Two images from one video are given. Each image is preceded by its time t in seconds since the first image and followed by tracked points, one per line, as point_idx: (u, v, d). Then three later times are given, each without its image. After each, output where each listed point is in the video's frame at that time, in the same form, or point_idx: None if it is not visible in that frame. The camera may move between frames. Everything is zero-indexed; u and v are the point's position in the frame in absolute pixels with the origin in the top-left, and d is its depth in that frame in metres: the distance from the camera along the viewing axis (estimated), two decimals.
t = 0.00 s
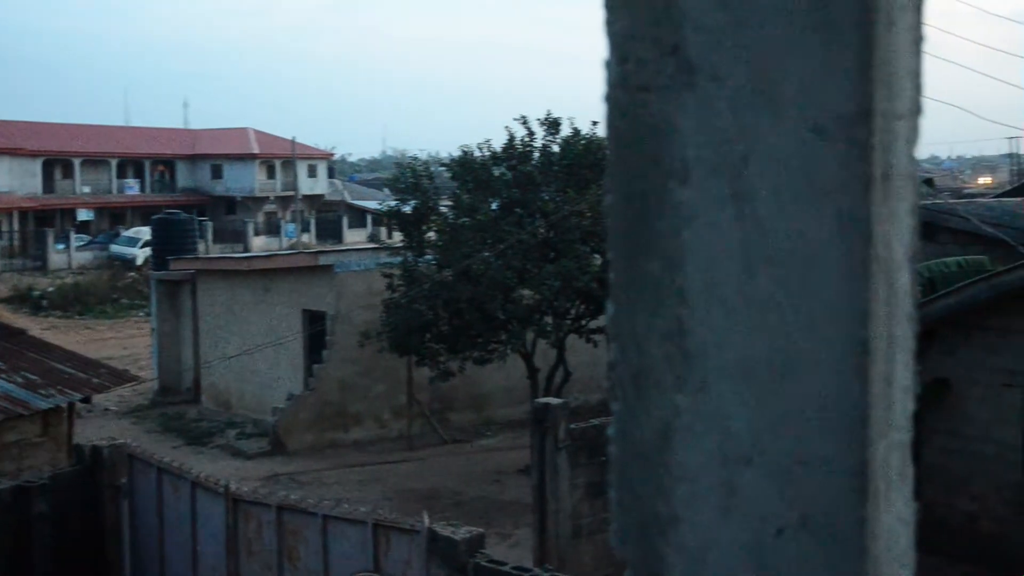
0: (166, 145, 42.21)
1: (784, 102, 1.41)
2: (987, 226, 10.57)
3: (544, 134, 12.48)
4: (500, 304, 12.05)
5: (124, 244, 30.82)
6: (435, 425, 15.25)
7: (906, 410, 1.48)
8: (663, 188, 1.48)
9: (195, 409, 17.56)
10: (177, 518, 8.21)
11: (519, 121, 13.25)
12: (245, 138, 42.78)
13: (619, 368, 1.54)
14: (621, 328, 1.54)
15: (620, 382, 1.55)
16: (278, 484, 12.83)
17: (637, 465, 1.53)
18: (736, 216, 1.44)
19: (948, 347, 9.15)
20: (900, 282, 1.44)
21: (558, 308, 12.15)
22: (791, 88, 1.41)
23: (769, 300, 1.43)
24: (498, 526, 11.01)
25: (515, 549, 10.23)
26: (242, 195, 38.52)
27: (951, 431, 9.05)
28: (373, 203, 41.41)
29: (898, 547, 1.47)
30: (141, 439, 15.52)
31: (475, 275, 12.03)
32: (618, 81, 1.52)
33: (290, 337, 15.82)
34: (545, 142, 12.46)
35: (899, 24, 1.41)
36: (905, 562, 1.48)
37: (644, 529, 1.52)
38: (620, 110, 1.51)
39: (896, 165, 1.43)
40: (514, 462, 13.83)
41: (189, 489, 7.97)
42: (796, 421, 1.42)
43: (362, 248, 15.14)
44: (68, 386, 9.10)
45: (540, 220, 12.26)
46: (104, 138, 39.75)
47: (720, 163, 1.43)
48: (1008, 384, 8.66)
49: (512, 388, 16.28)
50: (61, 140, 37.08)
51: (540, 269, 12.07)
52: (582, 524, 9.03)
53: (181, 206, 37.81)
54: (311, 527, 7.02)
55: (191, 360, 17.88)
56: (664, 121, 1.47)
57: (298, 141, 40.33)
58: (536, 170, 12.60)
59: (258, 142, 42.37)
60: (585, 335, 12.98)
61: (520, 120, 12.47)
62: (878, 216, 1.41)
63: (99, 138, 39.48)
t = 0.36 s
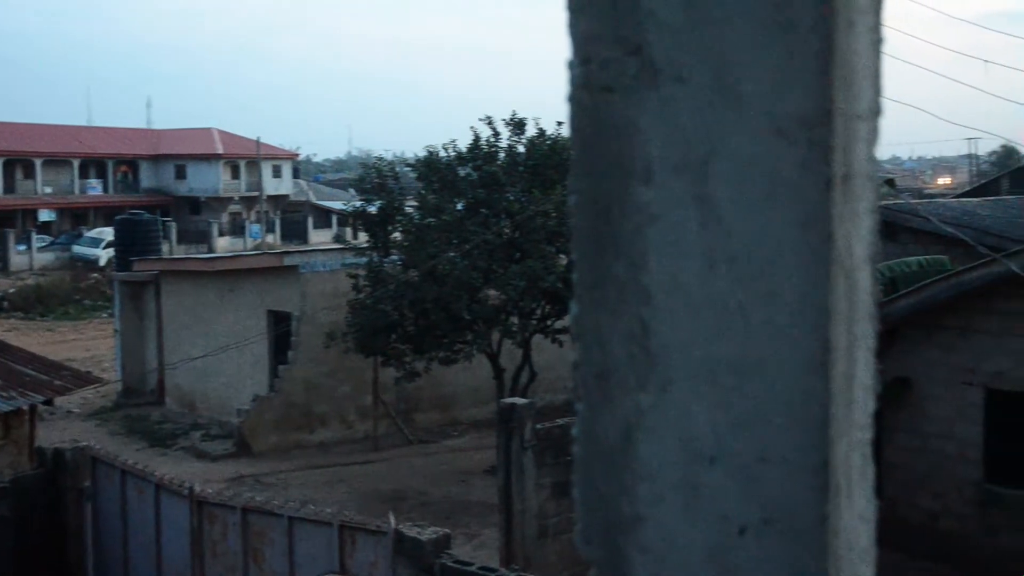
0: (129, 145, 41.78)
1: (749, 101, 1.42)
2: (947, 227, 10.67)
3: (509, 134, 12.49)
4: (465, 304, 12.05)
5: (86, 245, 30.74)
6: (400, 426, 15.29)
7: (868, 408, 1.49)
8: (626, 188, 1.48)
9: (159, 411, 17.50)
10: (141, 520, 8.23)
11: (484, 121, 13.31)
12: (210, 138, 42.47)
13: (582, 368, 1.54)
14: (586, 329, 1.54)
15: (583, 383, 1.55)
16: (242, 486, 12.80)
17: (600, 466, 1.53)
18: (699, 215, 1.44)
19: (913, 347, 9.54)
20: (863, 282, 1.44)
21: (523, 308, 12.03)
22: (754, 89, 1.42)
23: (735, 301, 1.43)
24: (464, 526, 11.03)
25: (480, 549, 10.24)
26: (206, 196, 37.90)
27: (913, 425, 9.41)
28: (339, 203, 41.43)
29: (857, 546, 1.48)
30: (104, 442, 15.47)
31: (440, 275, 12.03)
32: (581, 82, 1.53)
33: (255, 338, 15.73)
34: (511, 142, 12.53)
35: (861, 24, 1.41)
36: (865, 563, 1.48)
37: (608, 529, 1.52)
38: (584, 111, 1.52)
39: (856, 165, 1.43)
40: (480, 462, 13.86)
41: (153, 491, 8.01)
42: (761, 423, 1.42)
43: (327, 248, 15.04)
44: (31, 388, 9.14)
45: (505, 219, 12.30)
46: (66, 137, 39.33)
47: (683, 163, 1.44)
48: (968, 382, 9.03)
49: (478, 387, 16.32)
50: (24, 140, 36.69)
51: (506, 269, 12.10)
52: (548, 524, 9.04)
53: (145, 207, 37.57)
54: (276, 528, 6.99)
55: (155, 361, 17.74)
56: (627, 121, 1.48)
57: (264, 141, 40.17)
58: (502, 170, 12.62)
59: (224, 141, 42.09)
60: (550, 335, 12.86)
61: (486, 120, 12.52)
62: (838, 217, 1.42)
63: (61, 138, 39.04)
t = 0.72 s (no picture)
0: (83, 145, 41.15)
1: (704, 102, 1.42)
2: (899, 227, 10.80)
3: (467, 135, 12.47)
4: (423, 304, 12.07)
5: (42, 246, 30.39)
6: (359, 426, 15.30)
7: (823, 408, 1.49)
8: (581, 189, 1.49)
9: (116, 413, 17.37)
10: (96, 524, 8.16)
11: (441, 121, 13.31)
12: (167, 138, 41.97)
13: (539, 367, 1.55)
14: (541, 329, 1.54)
15: (538, 383, 1.55)
16: (200, 489, 12.74)
17: (555, 466, 1.54)
18: (653, 216, 1.45)
19: (867, 346, 9.43)
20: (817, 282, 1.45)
21: (482, 309, 12.16)
22: (707, 91, 1.42)
23: (688, 302, 1.44)
24: (424, 527, 11.02)
25: (441, 549, 10.23)
26: (162, 196, 37.13)
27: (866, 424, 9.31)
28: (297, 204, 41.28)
29: (812, 544, 1.48)
30: (59, 445, 15.33)
31: (399, 276, 12.04)
32: (536, 83, 1.54)
33: (212, 340, 15.54)
34: (469, 143, 12.49)
35: (812, 26, 1.41)
36: (820, 561, 1.48)
37: (563, 527, 1.53)
38: (539, 112, 1.53)
39: (810, 166, 1.43)
40: (440, 462, 13.92)
41: (109, 494, 7.96)
42: (714, 421, 1.43)
43: (285, 249, 14.86)
44: None
45: (464, 220, 12.30)
46: (20, 136, 38.67)
47: (637, 165, 1.45)
48: (921, 380, 8.95)
49: (437, 387, 16.36)
50: None
51: (465, 269, 12.19)
52: (508, 524, 9.00)
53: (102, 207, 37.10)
54: (234, 531, 6.97)
55: (111, 363, 17.66)
56: (581, 122, 1.49)
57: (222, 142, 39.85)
58: (460, 170, 12.64)
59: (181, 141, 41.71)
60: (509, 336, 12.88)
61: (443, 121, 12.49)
62: (794, 217, 1.42)
63: (14, 137, 38.37)
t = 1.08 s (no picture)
0: (62, 146, 40.82)
1: (681, 101, 1.42)
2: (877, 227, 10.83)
3: (447, 135, 12.43)
4: (404, 304, 12.01)
5: (20, 247, 30.14)
6: (339, 427, 15.22)
7: (799, 407, 1.50)
8: (560, 190, 1.49)
9: (95, 415, 17.30)
10: (74, 526, 8.13)
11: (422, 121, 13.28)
12: (145, 139, 41.69)
13: (519, 367, 1.55)
14: (521, 327, 1.54)
15: (518, 383, 1.56)
16: (178, 490, 12.69)
17: (536, 466, 1.54)
18: (631, 216, 1.45)
19: (845, 345, 9.40)
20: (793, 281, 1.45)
21: (462, 309, 12.08)
22: (685, 91, 1.42)
23: (672, 299, 1.44)
24: (403, 527, 11.00)
25: (421, 550, 10.20)
26: (140, 197, 36.81)
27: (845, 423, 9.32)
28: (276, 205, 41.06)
29: (790, 542, 1.49)
30: (36, 446, 15.25)
31: (379, 276, 12.01)
32: (515, 83, 1.55)
33: (191, 342, 15.62)
34: (449, 143, 12.48)
35: (789, 27, 1.43)
36: (797, 561, 1.49)
37: (543, 526, 1.53)
38: (519, 112, 1.53)
39: (786, 167, 1.46)
40: (420, 463, 13.85)
41: (87, 496, 7.91)
42: (695, 419, 1.43)
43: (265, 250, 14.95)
44: None
45: (444, 220, 12.29)
46: None
47: (615, 164, 1.45)
48: (899, 378, 8.96)
49: (417, 389, 16.29)
50: None
51: (445, 269, 12.14)
52: (488, 524, 9.00)
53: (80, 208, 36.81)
54: (214, 532, 6.95)
55: (90, 364, 17.61)
56: (560, 123, 1.49)
57: (201, 143, 39.62)
58: (440, 170, 12.60)
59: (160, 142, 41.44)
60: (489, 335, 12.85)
61: (423, 121, 12.46)
62: (769, 216, 1.43)
63: None
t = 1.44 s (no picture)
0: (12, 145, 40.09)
1: (631, 102, 1.43)
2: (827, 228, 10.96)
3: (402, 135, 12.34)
4: (360, 304, 12.01)
5: None
6: (295, 428, 15.22)
7: (751, 406, 1.50)
8: (514, 190, 1.50)
9: (47, 418, 17.11)
10: (26, 530, 8.09)
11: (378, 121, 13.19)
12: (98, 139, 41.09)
13: (472, 368, 1.57)
14: (476, 327, 1.56)
15: (472, 383, 1.57)
16: (132, 493, 12.58)
17: (490, 464, 1.55)
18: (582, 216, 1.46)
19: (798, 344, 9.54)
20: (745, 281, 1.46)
21: (417, 310, 12.11)
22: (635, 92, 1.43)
23: (622, 299, 1.45)
24: (359, 529, 10.99)
25: (377, 551, 10.19)
26: (92, 197, 36.21)
27: (798, 421, 9.46)
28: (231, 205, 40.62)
29: (743, 540, 1.50)
30: None
31: (335, 277, 12.02)
32: (468, 84, 1.56)
33: (145, 343, 15.46)
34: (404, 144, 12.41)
35: (739, 30, 1.43)
36: (748, 558, 1.50)
37: (497, 524, 1.54)
38: (471, 114, 1.54)
39: (737, 167, 1.45)
40: (377, 464, 13.81)
41: (39, 501, 7.87)
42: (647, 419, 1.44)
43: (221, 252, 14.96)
44: None
45: (399, 221, 12.21)
46: None
47: (567, 164, 1.46)
48: (851, 377, 9.09)
49: (373, 389, 16.31)
50: None
51: (401, 270, 12.12)
52: (445, 525, 9.01)
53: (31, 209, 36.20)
54: (169, 535, 6.95)
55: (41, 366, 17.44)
56: (513, 123, 1.50)
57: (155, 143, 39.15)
58: (395, 171, 12.51)
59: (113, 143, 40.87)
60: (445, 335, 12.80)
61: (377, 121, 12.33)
62: (721, 217, 1.43)
63: None
